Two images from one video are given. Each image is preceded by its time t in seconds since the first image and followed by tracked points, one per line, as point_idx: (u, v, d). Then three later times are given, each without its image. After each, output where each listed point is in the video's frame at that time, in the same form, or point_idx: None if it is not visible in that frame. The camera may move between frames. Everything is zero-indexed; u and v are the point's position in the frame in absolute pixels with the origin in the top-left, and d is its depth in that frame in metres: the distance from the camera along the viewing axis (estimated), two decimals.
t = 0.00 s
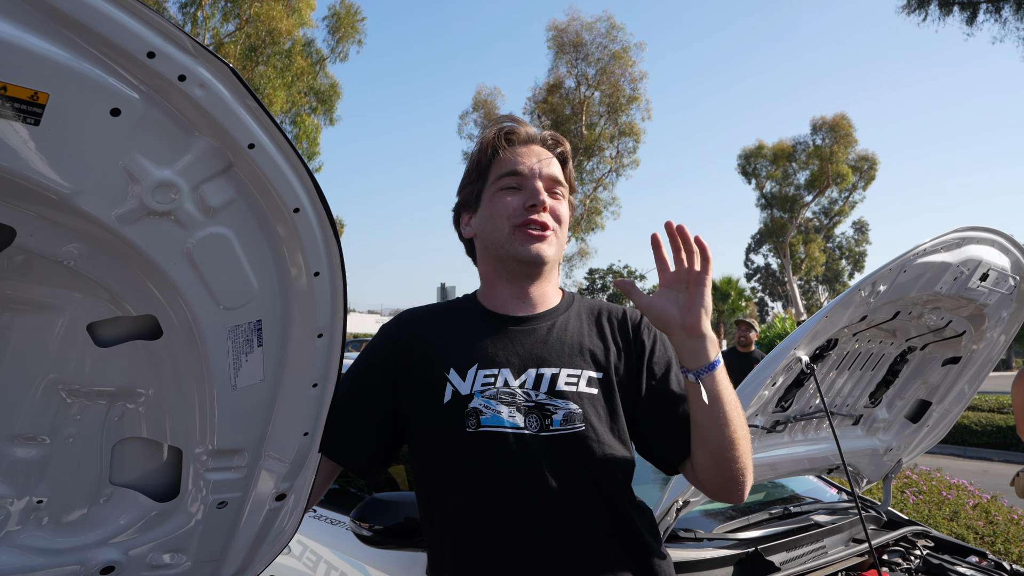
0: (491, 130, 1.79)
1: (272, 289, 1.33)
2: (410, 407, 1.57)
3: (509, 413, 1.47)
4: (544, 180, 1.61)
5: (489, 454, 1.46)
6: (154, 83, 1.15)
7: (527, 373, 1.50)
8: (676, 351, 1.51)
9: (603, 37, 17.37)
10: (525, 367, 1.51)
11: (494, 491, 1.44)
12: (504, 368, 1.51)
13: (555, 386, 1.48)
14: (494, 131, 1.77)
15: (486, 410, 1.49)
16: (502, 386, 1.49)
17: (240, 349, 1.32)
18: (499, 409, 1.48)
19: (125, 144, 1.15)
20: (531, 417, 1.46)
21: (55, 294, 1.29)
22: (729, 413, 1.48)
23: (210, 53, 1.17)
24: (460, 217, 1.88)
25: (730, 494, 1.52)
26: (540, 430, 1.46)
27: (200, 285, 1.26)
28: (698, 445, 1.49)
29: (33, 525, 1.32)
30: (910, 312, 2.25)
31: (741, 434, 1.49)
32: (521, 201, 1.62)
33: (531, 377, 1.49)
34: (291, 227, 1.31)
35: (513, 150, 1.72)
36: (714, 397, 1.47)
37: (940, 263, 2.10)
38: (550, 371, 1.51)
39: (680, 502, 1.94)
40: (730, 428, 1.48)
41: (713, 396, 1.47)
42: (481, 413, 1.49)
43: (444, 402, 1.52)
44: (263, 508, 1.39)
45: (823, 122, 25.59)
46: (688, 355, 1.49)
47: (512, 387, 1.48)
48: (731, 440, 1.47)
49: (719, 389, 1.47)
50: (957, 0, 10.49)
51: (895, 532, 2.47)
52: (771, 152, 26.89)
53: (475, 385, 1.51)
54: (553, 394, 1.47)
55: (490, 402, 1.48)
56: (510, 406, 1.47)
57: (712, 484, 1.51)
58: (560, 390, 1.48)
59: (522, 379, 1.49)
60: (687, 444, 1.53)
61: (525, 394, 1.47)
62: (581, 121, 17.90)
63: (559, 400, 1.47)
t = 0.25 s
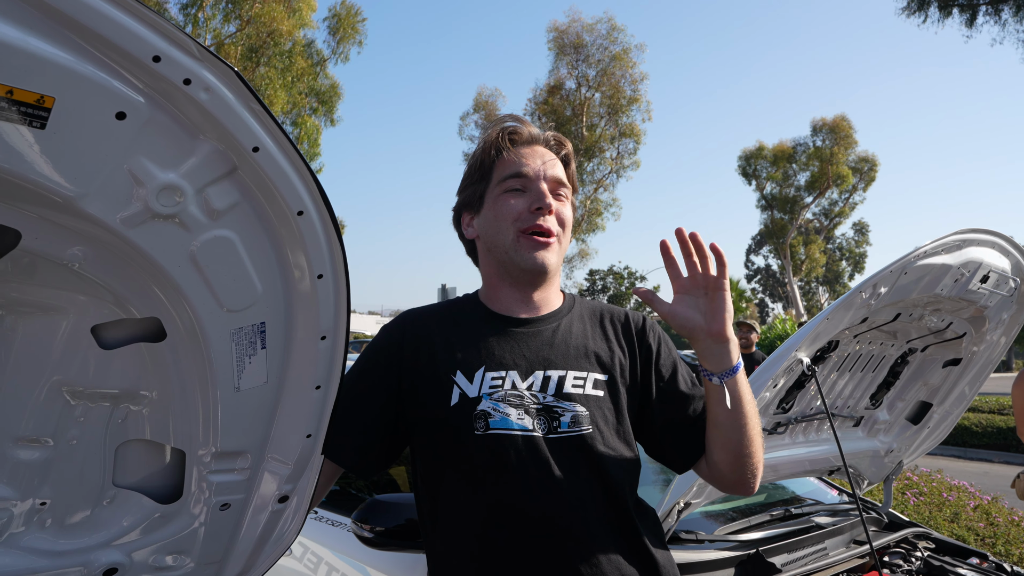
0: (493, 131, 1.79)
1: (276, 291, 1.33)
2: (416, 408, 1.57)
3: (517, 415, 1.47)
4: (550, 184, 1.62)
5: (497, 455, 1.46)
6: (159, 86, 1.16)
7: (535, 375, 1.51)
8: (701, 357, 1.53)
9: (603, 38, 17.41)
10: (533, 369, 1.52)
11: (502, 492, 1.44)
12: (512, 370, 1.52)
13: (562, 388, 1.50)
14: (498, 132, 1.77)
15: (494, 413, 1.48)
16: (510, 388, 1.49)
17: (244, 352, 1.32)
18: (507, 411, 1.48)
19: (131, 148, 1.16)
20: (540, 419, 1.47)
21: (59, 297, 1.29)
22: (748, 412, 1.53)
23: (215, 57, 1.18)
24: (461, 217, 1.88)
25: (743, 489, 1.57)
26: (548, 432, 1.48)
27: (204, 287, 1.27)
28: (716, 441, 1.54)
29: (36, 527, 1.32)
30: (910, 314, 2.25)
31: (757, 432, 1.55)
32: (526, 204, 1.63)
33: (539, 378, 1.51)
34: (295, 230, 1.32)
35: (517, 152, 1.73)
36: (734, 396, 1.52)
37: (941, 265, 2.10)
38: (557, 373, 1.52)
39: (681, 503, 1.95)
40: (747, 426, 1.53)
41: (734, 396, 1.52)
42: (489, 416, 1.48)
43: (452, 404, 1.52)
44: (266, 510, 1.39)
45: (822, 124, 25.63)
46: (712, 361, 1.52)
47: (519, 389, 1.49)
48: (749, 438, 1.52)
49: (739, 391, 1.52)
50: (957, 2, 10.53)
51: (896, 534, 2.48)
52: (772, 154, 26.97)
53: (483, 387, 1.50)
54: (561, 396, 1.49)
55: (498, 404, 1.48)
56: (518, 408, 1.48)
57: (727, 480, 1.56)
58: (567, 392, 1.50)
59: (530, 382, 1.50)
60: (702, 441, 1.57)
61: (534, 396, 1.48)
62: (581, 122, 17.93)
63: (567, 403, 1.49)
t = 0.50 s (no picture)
0: (480, 137, 1.78)
1: (279, 293, 1.34)
2: (420, 410, 1.58)
3: (514, 419, 1.47)
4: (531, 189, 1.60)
5: (497, 459, 1.46)
6: (164, 90, 1.17)
7: (532, 378, 1.51)
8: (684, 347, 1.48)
9: (603, 40, 17.43)
10: (530, 372, 1.52)
11: (507, 489, 1.44)
12: (509, 374, 1.52)
13: (560, 391, 1.49)
14: (483, 139, 1.76)
15: (492, 417, 1.49)
16: (507, 392, 1.49)
17: (247, 354, 1.33)
18: (505, 416, 1.47)
19: (136, 151, 1.16)
20: (536, 422, 1.46)
21: (63, 299, 1.30)
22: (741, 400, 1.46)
23: (219, 60, 1.19)
24: (461, 223, 1.89)
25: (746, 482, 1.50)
26: (546, 435, 1.46)
27: (208, 290, 1.27)
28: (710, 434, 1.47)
29: (40, 529, 1.32)
30: (911, 315, 2.26)
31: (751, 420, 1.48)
32: (509, 212, 1.62)
33: (536, 382, 1.50)
34: (298, 232, 1.32)
35: (501, 157, 1.71)
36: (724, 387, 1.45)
37: (942, 267, 2.11)
38: (555, 376, 1.52)
39: (682, 504, 1.96)
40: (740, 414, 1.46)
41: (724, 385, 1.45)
42: (486, 420, 1.49)
43: (451, 409, 1.53)
44: (269, 511, 1.39)
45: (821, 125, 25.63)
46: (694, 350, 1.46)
47: (517, 393, 1.49)
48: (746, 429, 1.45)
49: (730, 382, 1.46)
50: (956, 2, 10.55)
51: (896, 535, 2.48)
52: (771, 156, 27.02)
53: (481, 392, 1.51)
54: (558, 399, 1.48)
55: (495, 409, 1.49)
56: (515, 413, 1.47)
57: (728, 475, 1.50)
58: (565, 395, 1.49)
59: (528, 385, 1.50)
60: (698, 434, 1.51)
61: (530, 400, 1.47)
62: (582, 122, 17.94)
63: (564, 405, 1.47)
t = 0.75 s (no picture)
0: (475, 141, 1.78)
1: (282, 296, 1.34)
2: (421, 415, 1.60)
3: (507, 425, 1.48)
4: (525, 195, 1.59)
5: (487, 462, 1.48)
6: (168, 94, 1.17)
7: (524, 383, 1.51)
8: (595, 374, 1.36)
9: (602, 42, 17.48)
10: (521, 377, 1.53)
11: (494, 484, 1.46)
12: (502, 379, 1.53)
13: (551, 395, 1.49)
14: (477, 143, 1.76)
15: (485, 422, 1.50)
16: (499, 398, 1.50)
17: (250, 357, 1.33)
18: (497, 421, 1.49)
19: (139, 155, 1.17)
20: (528, 427, 1.46)
21: (66, 302, 1.30)
22: (663, 421, 1.35)
23: (223, 64, 1.19)
24: (459, 226, 1.89)
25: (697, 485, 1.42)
26: (538, 440, 1.46)
27: (211, 293, 1.28)
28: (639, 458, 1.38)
29: (42, 532, 1.32)
30: (911, 317, 2.27)
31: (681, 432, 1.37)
32: (505, 218, 1.62)
33: (529, 386, 1.51)
34: (301, 235, 1.33)
35: (496, 162, 1.71)
36: (643, 420, 1.34)
37: (941, 269, 2.12)
38: (546, 379, 1.51)
39: (683, 506, 1.96)
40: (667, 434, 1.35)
41: (643, 417, 1.33)
42: (480, 426, 1.51)
43: (447, 415, 1.55)
44: (272, 514, 1.40)
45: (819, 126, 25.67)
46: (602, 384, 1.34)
47: (509, 398, 1.50)
48: (670, 452, 1.35)
49: (643, 410, 1.34)
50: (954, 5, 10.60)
51: (896, 536, 2.49)
52: (768, 158, 27.09)
53: (475, 398, 1.53)
54: (550, 403, 1.48)
55: (489, 414, 1.50)
56: (507, 418, 1.48)
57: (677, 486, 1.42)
58: (555, 399, 1.49)
59: (520, 390, 1.51)
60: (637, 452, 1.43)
61: (522, 404, 1.48)
62: (581, 124, 17.98)
63: (555, 409, 1.47)
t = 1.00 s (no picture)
0: (514, 135, 1.76)
1: (284, 297, 1.34)
2: (422, 417, 1.63)
3: (498, 426, 1.49)
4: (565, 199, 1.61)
5: (485, 463, 1.49)
6: (170, 94, 1.17)
7: (516, 384, 1.51)
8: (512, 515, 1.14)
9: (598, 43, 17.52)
10: (514, 378, 1.52)
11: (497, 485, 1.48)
12: (495, 380, 1.53)
13: (540, 395, 1.47)
14: (518, 137, 1.75)
15: (476, 424, 1.52)
16: (491, 400, 1.51)
17: (251, 357, 1.33)
18: (488, 423, 1.50)
19: (141, 155, 1.17)
20: (519, 428, 1.47)
21: (67, 302, 1.30)
22: (592, 484, 1.14)
23: (225, 63, 1.19)
24: (465, 211, 1.87)
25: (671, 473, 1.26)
26: (529, 441, 1.46)
27: (213, 294, 1.28)
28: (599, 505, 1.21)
29: (42, 532, 1.32)
30: (906, 318, 2.29)
31: (617, 472, 1.17)
32: (538, 216, 1.63)
33: (520, 387, 1.50)
34: (303, 236, 1.33)
35: (535, 159, 1.71)
36: (578, 504, 1.12)
37: (937, 270, 2.14)
38: (537, 379, 1.50)
39: (680, 506, 1.97)
40: (604, 488, 1.15)
41: (575, 505, 1.12)
42: (471, 427, 1.52)
43: (443, 416, 1.57)
44: (272, 515, 1.40)
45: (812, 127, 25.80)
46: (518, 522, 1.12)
47: (501, 400, 1.50)
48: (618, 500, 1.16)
49: (562, 509, 1.11)
50: (948, 7, 10.69)
51: (890, 535, 2.51)
52: (762, 159, 27.21)
53: (468, 399, 1.54)
54: (539, 404, 1.47)
55: (480, 416, 1.51)
56: (499, 419, 1.49)
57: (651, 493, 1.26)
58: (546, 399, 1.47)
59: (512, 391, 1.50)
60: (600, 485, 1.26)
61: (513, 406, 1.48)
62: (577, 124, 17.99)
63: (545, 410, 1.46)
